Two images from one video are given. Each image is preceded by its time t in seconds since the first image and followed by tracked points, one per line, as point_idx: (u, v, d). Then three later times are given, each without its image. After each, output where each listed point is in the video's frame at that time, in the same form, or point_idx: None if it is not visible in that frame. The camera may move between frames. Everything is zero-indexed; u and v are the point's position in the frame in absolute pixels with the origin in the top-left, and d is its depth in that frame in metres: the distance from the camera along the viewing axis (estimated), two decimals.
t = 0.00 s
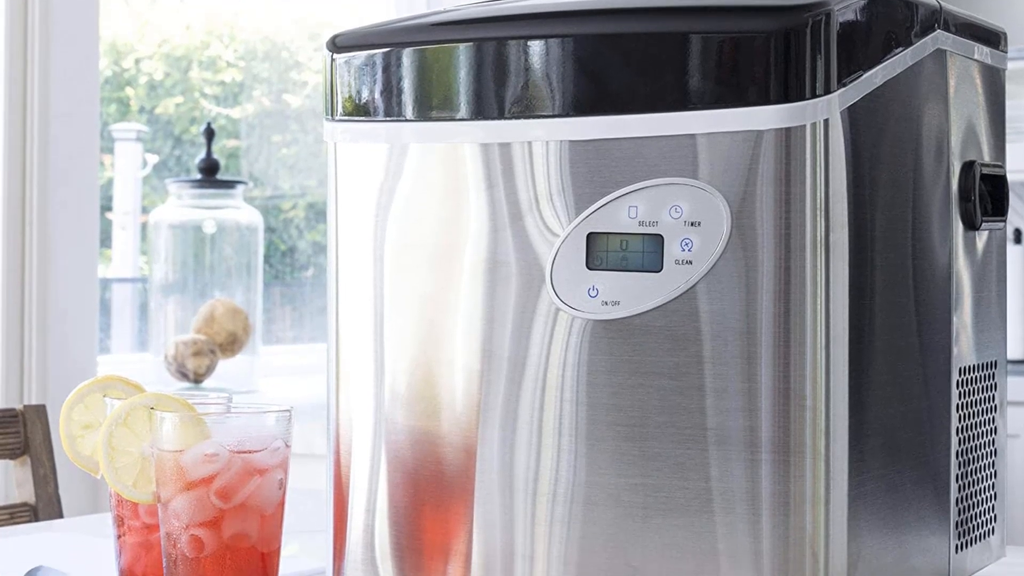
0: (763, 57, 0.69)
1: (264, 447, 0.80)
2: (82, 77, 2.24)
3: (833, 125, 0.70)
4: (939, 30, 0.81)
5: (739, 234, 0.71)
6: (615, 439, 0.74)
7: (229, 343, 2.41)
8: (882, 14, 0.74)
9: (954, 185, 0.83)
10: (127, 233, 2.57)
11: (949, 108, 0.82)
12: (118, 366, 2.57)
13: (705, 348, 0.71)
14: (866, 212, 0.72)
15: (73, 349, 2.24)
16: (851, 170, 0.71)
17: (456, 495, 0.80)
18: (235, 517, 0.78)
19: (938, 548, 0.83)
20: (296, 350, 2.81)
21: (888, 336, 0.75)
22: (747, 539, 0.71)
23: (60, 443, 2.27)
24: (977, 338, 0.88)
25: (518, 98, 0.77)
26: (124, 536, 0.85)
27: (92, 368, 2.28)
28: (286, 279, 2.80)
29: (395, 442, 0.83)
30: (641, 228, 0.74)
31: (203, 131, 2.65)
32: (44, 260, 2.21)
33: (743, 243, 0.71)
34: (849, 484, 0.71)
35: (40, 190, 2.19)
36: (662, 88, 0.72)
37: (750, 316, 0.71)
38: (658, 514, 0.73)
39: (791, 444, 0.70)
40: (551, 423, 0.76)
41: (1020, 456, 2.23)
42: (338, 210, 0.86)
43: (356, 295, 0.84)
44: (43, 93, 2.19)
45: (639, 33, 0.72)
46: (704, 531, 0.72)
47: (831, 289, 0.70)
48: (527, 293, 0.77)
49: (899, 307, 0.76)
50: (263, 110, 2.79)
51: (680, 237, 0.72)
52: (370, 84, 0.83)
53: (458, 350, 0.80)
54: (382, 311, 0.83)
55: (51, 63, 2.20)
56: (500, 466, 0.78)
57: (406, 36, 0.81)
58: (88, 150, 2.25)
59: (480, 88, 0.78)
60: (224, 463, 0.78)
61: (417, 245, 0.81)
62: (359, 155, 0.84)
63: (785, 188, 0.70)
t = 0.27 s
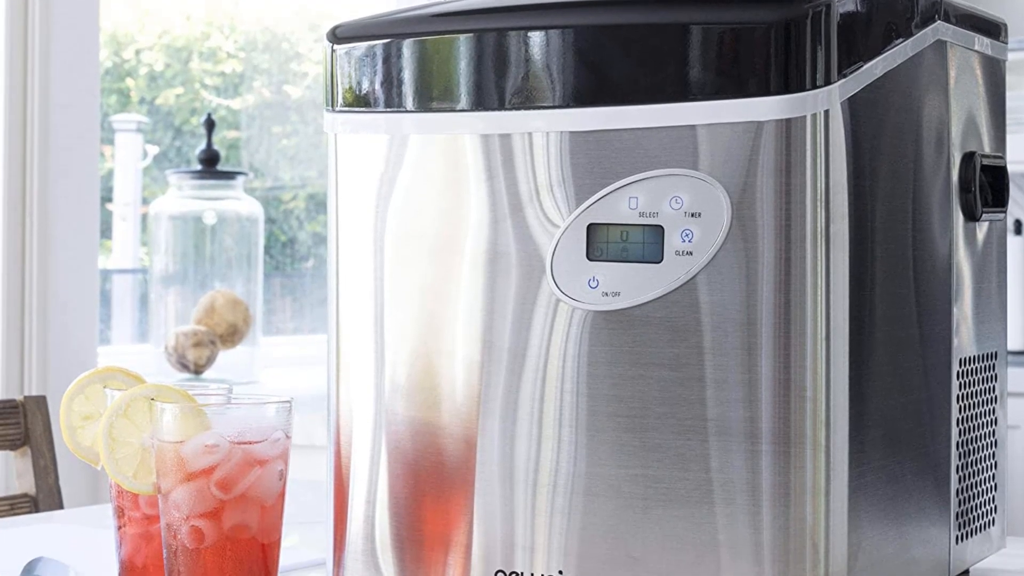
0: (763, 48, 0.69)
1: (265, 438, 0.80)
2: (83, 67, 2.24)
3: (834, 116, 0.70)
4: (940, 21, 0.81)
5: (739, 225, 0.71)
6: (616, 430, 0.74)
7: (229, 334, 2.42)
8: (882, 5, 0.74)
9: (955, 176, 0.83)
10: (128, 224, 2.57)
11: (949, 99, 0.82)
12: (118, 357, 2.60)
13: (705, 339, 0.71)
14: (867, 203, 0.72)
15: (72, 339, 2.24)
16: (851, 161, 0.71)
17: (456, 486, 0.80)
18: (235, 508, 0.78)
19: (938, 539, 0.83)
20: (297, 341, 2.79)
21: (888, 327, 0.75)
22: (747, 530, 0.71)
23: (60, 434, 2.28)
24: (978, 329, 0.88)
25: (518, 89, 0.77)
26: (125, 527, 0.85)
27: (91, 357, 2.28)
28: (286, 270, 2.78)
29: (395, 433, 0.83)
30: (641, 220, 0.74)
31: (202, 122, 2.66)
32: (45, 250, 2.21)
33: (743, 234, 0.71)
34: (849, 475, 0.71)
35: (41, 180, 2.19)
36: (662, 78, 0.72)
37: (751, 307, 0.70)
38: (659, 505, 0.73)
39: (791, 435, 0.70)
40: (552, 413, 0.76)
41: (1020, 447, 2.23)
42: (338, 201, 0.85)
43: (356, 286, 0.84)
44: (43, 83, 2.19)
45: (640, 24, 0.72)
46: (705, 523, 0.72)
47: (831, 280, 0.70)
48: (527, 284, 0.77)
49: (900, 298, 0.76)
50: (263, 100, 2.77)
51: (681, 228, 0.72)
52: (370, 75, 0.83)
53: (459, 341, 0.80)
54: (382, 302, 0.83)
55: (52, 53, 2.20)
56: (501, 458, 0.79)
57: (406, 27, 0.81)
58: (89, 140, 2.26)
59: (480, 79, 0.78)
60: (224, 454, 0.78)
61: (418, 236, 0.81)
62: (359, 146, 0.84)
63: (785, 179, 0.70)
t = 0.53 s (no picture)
0: (763, 39, 0.69)
1: (265, 430, 0.80)
2: (83, 58, 2.24)
3: (834, 107, 0.70)
4: (941, 12, 0.81)
5: (739, 216, 0.71)
6: (617, 422, 0.74)
7: (230, 326, 2.42)
8: None
9: (956, 167, 0.83)
10: (127, 215, 2.68)
11: (950, 90, 0.82)
12: (119, 348, 2.64)
13: (705, 330, 0.71)
14: (867, 194, 0.72)
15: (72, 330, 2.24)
16: (851, 152, 0.71)
17: (456, 477, 0.80)
18: (235, 499, 0.78)
19: (938, 531, 0.83)
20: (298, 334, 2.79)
21: (889, 318, 0.75)
22: (747, 522, 0.71)
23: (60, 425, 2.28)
24: (979, 320, 0.88)
25: (519, 80, 0.77)
26: (125, 519, 0.85)
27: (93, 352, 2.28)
28: (286, 262, 2.76)
29: (395, 425, 0.83)
30: (642, 211, 0.74)
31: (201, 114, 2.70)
32: (45, 241, 2.21)
33: (744, 225, 0.70)
34: (848, 466, 0.71)
35: (40, 171, 2.19)
36: (663, 69, 0.72)
37: (751, 298, 0.70)
38: (659, 496, 0.73)
39: (791, 426, 0.70)
40: (552, 405, 0.76)
41: (1020, 438, 2.23)
42: (337, 192, 0.85)
43: (357, 277, 0.84)
44: (43, 74, 2.19)
45: (640, 15, 0.72)
46: (705, 514, 0.72)
47: (831, 271, 0.70)
48: (527, 275, 0.77)
49: (900, 289, 0.76)
50: (263, 92, 2.75)
51: (681, 220, 0.72)
52: (370, 66, 0.83)
53: (459, 332, 0.80)
54: (381, 294, 0.83)
55: (52, 43, 2.20)
56: (501, 449, 0.79)
57: (406, 18, 0.81)
58: (88, 131, 2.25)
59: (480, 70, 0.78)
60: (224, 446, 0.78)
61: (418, 227, 0.81)
62: (359, 137, 0.84)
63: (785, 171, 0.69)
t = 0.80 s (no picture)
0: (763, 31, 0.69)
1: (265, 421, 0.81)
2: (83, 49, 2.24)
3: (835, 99, 0.70)
4: (941, 4, 0.81)
5: (740, 208, 0.71)
6: (617, 414, 0.74)
7: (229, 317, 2.42)
8: None
9: (956, 159, 0.83)
10: (127, 207, 2.67)
11: (950, 82, 0.82)
12: (119, 340, 2.63)
13: (706, 321, 0.71)
14: (867, 186, 0.72)
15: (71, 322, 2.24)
16: (851, 144, 0.71)
17: (456, 469, 0.81)
18: (236, 491, 0.78)
19: (939, 523, 0.83)
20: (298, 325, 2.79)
21: (889, 310, 0.75)
22: (747, 513, 0.71)
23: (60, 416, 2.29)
24: (979, 312, 0.88)
25: (519, 72, 0.77)
26: (125, 511, 0.85)
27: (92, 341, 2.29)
28: (287, 253, 2.77)
29: (396, 417, 0.83)
30: (642, 203, 0.74)
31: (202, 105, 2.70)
32: (45, 232, 2.21)
33: (744, 217, 0.70)
34: (849, 458, 0.71)
35: (40, 162, 2.19)
36: (663, 61, 0.72)
37: (751, 290, 0.70)
38: (659, 488, 0.73)
39: (792, 418, 0.70)
40: (552, 396, 0.76)
41: (1020, 431, 2.23)
42: (337, 184, 0.85)
43: (357, 269, 0.84)
44: (43, 65, 2.19)
45: (640, 7, 0.72)
46: (705, 505, 0.72)
47: (832, 262, 0.70)
48: (528, 267, 0.77)
49: (900, 281, 0.76)
50: (264, 84, 2.77)
51: (681, 212, 0.72)
52: (370, 58, 0.83)
53: (459, 324, 0.80)
54: (381, 286, 0.83)
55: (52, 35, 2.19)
56: (501, 441, 0.79)
57: (406, 9, 0.81)
58: (88, 122, 2.25)
59: (480, 62, 0.78)
60: (224, 437, 0.78)
61: (418, 219, 0.81)
62: (359, 129, 0.84)
63: (786, 162, 0.69)
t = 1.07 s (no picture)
0: (764, 23, 0.69)
1: (266, 414, 0.80)
2: (83, 42, 2.24)
3: (835, 91, 0.70)
4: None
5: (740, 200, 0.70)
6: (617, 406, 0.74)
7: (230, 310, 2.43)
8: None
9: (956, 151, 0.83)
10: (128, 199, 2.64)
11: (950, 75, 0.82)
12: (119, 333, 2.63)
13: (706, 314, 0.71)
14: (868, 178, 0.72)
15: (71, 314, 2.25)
16: (852, 136, 0.70)
17: (456, 461, 0.81)
18: (236, 483, 0.78)
19: (939, 515, 0.83)
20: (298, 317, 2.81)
21: (890, 302, 0.75)
22: (747, 505, 0.71)
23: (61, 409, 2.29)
24: (980, 303, 0.88)
25: (519, 64, 0.76)
26: (125, 503, 0.85)
27: (92, 333, 2.29)
28: (287, 245, 2.78)
29: (396, 409, 0.83)
30: (642, 194, 0.74)
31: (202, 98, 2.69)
32: (45, 224, 2.21)
33: (744, 210, 0.70)
34: (849, 450, 0.71)
35: (40, 154, 2.19)
36: (664, 53, 0.72)
37: (751, 283, 0.70)
38: (660, 480, 0.73)
39: (792, 410, 0.70)
40: (552, 389, 0.77)
41: (1020, 422, 2.24)
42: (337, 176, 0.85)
43: (358, 262, 0.84)
44: (43, 57, 2.18)
45: None
46: (705, 498, 0.72)
47: (832, 254, 0.70)
48: (528, 259, 0.77)
49: (900, 273, 0.76)
50: (264, 76, 2.78)
51: (682, 204, 0.72)
52: (370, 50, 0.83)
53: (459, 316, 0.80)
54: (382, 278, 0.83)
55: (52, 27, 2.19)
56: (501, 433, 0.79)
57: (407, 1, 0.81)
58: (88, 114, 2.25)
59: (481, 54, 0.78)
60: (224, 430, 0.78)
61: (419, 211, 0.81)
62: (359, 121, 0.84)
63: (786, 154, 0.69)
